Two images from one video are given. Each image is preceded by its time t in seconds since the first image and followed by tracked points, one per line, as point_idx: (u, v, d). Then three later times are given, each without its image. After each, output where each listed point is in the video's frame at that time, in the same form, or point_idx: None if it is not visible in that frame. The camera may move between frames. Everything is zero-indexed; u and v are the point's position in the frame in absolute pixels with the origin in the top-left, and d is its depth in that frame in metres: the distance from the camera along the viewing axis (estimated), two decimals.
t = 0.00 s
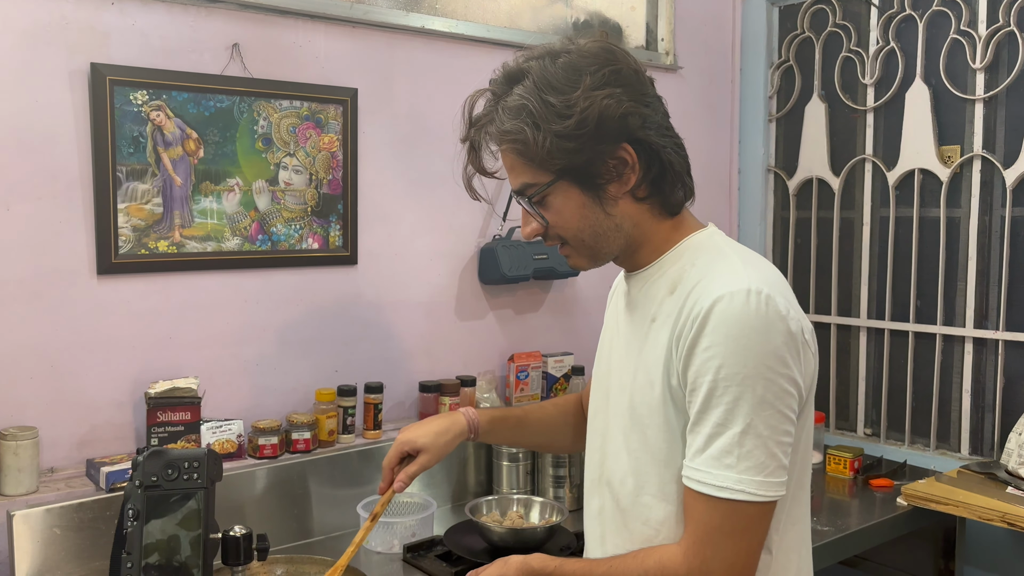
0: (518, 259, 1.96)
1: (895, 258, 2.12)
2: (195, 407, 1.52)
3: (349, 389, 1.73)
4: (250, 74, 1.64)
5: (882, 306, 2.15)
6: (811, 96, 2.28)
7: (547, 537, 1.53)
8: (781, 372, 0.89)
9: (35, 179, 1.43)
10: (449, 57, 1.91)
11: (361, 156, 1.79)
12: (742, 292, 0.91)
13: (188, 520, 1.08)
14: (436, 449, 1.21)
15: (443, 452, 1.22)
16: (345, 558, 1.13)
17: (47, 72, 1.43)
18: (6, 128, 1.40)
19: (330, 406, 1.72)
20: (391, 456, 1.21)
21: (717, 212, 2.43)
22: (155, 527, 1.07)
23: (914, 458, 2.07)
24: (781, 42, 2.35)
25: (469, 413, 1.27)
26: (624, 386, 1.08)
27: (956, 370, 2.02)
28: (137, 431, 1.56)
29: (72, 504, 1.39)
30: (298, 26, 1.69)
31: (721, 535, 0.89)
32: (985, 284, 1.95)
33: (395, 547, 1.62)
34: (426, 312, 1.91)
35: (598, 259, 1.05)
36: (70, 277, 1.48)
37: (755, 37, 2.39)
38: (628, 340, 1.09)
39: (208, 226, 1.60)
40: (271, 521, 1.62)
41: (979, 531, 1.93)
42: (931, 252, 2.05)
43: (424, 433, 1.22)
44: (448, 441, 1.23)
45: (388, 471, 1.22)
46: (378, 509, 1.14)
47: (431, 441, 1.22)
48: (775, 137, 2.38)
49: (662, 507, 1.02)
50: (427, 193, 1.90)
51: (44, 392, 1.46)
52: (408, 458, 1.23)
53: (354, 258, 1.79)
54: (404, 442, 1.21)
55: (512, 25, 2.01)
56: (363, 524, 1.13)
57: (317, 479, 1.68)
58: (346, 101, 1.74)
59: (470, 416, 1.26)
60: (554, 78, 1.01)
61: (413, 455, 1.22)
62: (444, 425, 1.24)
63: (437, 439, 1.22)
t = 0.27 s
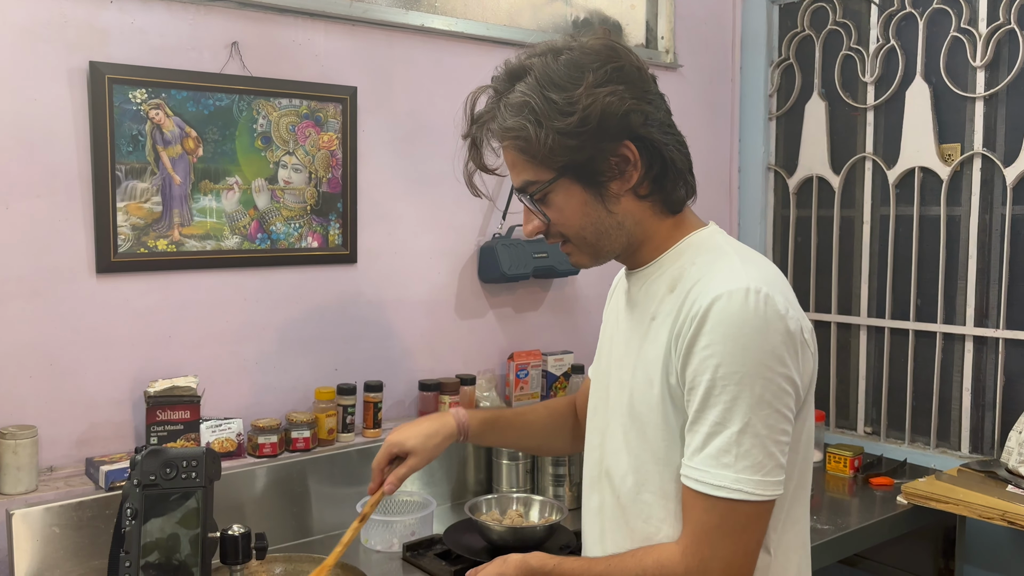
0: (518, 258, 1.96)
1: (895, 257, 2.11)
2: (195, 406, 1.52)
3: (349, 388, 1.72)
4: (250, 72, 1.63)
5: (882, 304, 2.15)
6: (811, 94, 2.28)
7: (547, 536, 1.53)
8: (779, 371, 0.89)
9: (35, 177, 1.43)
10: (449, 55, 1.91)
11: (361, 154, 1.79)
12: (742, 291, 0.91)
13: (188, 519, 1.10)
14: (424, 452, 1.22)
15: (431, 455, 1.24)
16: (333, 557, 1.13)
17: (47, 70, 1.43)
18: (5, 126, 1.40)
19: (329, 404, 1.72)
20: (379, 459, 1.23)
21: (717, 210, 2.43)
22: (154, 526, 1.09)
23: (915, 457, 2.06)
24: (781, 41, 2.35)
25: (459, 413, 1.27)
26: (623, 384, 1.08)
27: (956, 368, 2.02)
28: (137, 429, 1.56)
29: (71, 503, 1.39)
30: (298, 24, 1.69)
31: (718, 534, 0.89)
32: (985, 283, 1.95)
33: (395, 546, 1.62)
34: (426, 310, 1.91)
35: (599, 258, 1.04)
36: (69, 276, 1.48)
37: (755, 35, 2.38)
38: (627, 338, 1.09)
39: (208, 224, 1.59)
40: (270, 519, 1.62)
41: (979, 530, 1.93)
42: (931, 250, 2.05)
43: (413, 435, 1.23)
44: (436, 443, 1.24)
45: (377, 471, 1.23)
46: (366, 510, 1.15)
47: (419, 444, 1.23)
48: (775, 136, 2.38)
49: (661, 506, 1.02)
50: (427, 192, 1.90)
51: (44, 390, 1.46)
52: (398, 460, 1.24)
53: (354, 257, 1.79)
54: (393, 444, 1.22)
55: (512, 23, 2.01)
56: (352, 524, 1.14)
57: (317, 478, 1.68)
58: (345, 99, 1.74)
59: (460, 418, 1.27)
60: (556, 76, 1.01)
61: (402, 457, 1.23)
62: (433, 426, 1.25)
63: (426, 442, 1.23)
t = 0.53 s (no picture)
0: (518, 256, 1.95)
1: (895, 254, 2.11)
2: (194, 404, 1.52)
3: (348, 386, 1.72)
4: (248, 70, 1.63)
5: (882, 302, 2.15)
6: (811, 91, 2.28)
7: (547, 533, 1.52)
8: (779, 371, 0.88)
9: (34, 175, 1.43)
10: (448, 53, 1.91)
11: (360, 152, 1.79)
12: (743, 291, 0.90)
13: (187, 517, 1.11)
14: (418, 460, 1.22)
15: (424, 463, 1.23)
16: (318, 557, 1.13)
17: (46, 67, 1.43)
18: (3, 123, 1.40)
19: (329, 402, 1.72)
20: (372, 466, 1.21)
21: (717, 208, 2.42)
22: (153, 525, 1.10)
23: (915, 455, 2.06)
24: (781, 38, 2.35)
25: (452, 421, 1.27)
26: (624, 384, 1.08)
27: (956, 366, 2.01)
28: (136, 428, 1.56)
29: (71, 501, 1.38)
30: (297, 22, 1.68)
31: (717, 534, 0.89)
32: (985, 280, 1.94)
33: (395, 544, 1.61)
34: (425, 308, 1.91)
35: (604, 259, 1.04)
36: (68, 274, 1.47)
37: (755, 33, 2.38)
38: (627, 338, 1.09)
39: (207, 222, 1.59)
40: (270, 517, 1.62)
41: (980, 527, 1.93)
42: (931, 247, 2.05)
43: (406, 443, 1.22)
44: (429, 453, 1.24)
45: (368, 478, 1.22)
46: (355, 515, 1.15)
47: (412, 452, 1.22)
48: (775, 133, 2.38)
49: (662, 506, 1.02)
50: (426, 190, 1.90)
51: (43, 388, 1.46)
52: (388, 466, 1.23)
53: (353, 254, 1.78)
54: (386, 453, 1.21)
55: (511, 20, 2.01)
56: (339, 528, 1.13)
57: (316, 476, 1.68)
58: (345, 97, 1.74)
59: (454, 425, 1.27)
60: (552, 80, 1.00)
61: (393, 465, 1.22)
62: (426, 435, 1.24)
63: (419, 450, 1.23)
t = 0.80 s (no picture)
0: (518, 253, 1.95)
1: (896, 252, 2.11)
2: (194, 401, 1.52)
3: (348, 383, 1.72)
4: (248, 66, 1.63)
5: (883, 299, 2.15)
6: (813, 89, 2.27)
7: (546, 531, 1.52)
8: (783, 370, 0.88)
9: (33, 171, 1.43)
10: (449, 49, 1.90)
11: (361, 149, 1.78)
12: (747, 290, 0.90)
13: (187, 514, 1.10)
14: (417, 463, 1.22)
15: (423, 464, 1.23)
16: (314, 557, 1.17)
17: (45, 62, 1.42)
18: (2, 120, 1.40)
19: (328, 400, 1.72)
20: (369, 469, 1.21)
21: (717, 206, 2.42)
22: (153, 521, 1.10)
23: (916, 452, 2.06)
24: (782, 35, 2.34)
25: (448, 421, 1.27)
26: (625, 382, 1.07)
27: (957, 364, 2.01)
28: (136, 424, 1.55)
29: (70, 497, 1.38)
30: (297, 18, 1.68)
31: (721, 533, 0.89)
32: (987, 278, 1.94)
33: (395, 541, 1.61)
34: (426, 305, 1.91)
35: (607, 257, 1.04)
36: (67, 270, 1.47)
37: (756, 30, 2.37)
38: (629, 335, 1.08)
39: (207, 219, 1.59)
40: (269, 514, 1.62)
41: (980, 525, 1.93)
42: (932, 245, 2.04)
43: (403, 446, 1.22)
44: (428, 454, 1.24)
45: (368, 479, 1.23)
46: (355, 515, 1.15)
47: (410, 454, 1.22)
48: (777, 131, 2.37)
49: (664, 504, 1.02)
50: (427, 187, 1.89)
51: (42, 385, 1.46)
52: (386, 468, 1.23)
53: (353, 251, 1.78)
54: (383, 455, 1.21)
55: (512, 17, 2.00)
56: (336, 528, 1.14)
57: (316, 473, 1.67)
58: (345, 93, 1.73)
59: (450, 425, 1.27)
60: (556, 76, 0.99)
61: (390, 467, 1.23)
62: (422, 437, 1.24)
63: (418, 452, 1.23)
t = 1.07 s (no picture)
0: (519, 250, 1.95)
1: (898, 249, 2.10)
2: (195, 398, 1.51)
3: (349, 380, 1.72)
4: (249, 62, 1.62)
5: (884, 297, 2.14)
6: (814, 85, 2.27)
7: (547, 528, 1.52)
8: (792, 370, 0.88)
9: (33, 167, 1.42)
10: (450, 46, 1.90)
11: (361, 145, 1.78)
12: (757, 289, 0.90)
13: (188, 511, 1.10)
14: (422, 449, 1.21)
15: (430, 450, 1.22)
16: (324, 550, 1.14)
17: (45, 59, 1.42)
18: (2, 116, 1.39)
19: (330, 396, 1.71)
20: (375, 453, 1.21)
21: (719, 203, 2.42)
22: (153, 519, 1.10)
23: (917, 450, 2.06)
24: (783, 32, 2.34)
25: (457, 411, 1.26)
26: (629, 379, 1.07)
27: (959, 361, 2.01)
28: (136, 421, 1.55)
29: (71, 494, 1.38)
30: (297, 14, 1.67)
31: (724, 532, 0.89)
32: (989, 275, 1.93)
33: (396, 538, 1.61)
34: (426, 303, 1.91)
35: (607, 252, 1.04)
36: (67, 267, 1.47)
37: (758, 27, 2.37)
38: (633, 332, 1.08)
39: (207, 215, 1.59)
40: (270, 511, 1.62)
41: (982, 523, 1.93)
42: (934, 242, 2.04)
43: (410, 431, 1.21)
44: (435, 440, 1.23)
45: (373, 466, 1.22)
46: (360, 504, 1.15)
47: (417, 440, 1.21)
48: (778, 128, 2.37)
49: (666, 502, 1.02)
50: (428, 184, 1.89)
51: (43, 382, 1.46)
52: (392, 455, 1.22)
53: (354, 248, 1.78)
54: (390, 440, 1.20)
55: (513, 14, 2.00)
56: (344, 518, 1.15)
57: (317, 470, 1.67)
58: (346, 90, 1.73)
59: (458, 415, 1.26)
60: (561, 68, 0.99)
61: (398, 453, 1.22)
62: (432, 422, 1.24)
63: (424, 438, 1.22)
